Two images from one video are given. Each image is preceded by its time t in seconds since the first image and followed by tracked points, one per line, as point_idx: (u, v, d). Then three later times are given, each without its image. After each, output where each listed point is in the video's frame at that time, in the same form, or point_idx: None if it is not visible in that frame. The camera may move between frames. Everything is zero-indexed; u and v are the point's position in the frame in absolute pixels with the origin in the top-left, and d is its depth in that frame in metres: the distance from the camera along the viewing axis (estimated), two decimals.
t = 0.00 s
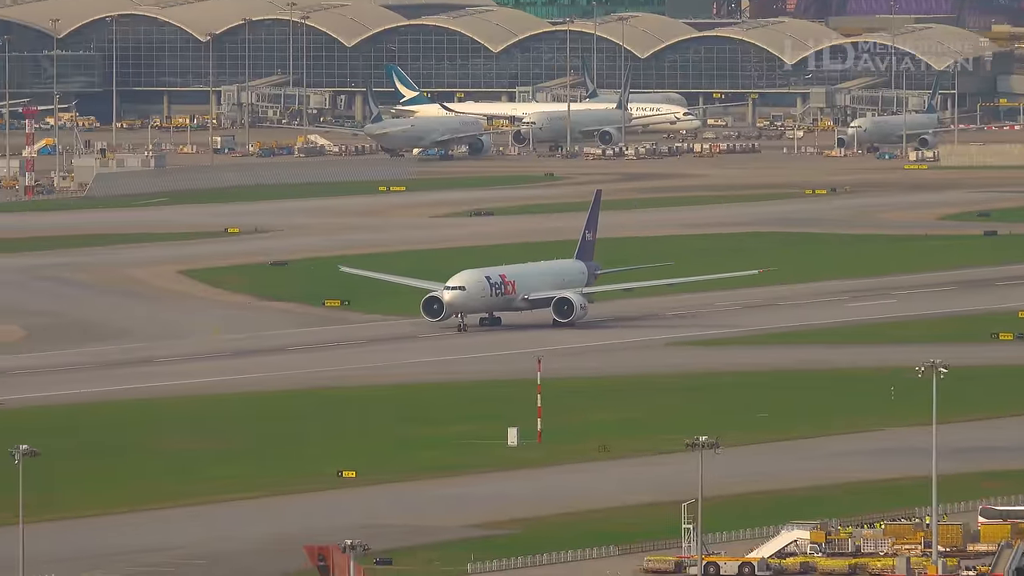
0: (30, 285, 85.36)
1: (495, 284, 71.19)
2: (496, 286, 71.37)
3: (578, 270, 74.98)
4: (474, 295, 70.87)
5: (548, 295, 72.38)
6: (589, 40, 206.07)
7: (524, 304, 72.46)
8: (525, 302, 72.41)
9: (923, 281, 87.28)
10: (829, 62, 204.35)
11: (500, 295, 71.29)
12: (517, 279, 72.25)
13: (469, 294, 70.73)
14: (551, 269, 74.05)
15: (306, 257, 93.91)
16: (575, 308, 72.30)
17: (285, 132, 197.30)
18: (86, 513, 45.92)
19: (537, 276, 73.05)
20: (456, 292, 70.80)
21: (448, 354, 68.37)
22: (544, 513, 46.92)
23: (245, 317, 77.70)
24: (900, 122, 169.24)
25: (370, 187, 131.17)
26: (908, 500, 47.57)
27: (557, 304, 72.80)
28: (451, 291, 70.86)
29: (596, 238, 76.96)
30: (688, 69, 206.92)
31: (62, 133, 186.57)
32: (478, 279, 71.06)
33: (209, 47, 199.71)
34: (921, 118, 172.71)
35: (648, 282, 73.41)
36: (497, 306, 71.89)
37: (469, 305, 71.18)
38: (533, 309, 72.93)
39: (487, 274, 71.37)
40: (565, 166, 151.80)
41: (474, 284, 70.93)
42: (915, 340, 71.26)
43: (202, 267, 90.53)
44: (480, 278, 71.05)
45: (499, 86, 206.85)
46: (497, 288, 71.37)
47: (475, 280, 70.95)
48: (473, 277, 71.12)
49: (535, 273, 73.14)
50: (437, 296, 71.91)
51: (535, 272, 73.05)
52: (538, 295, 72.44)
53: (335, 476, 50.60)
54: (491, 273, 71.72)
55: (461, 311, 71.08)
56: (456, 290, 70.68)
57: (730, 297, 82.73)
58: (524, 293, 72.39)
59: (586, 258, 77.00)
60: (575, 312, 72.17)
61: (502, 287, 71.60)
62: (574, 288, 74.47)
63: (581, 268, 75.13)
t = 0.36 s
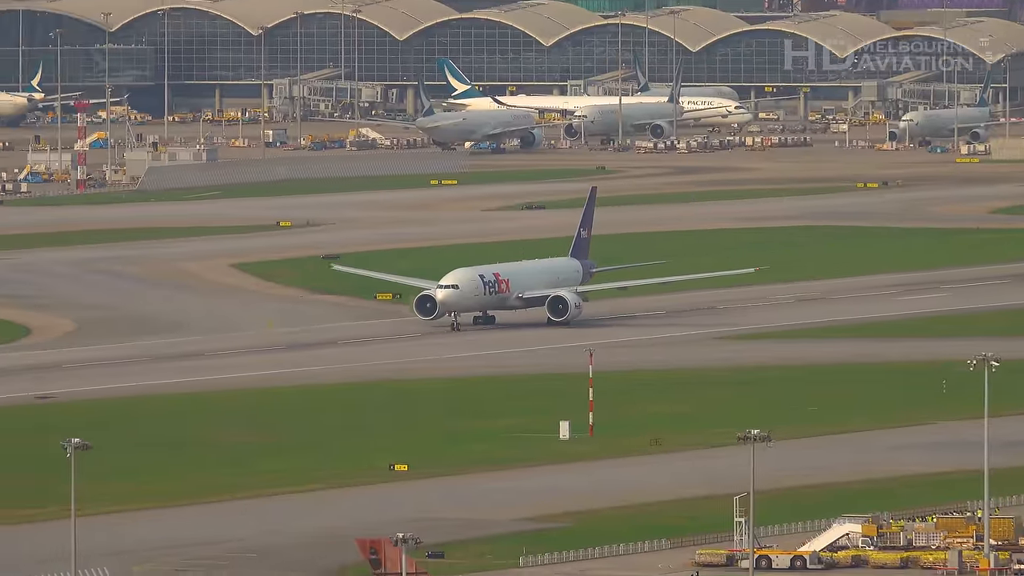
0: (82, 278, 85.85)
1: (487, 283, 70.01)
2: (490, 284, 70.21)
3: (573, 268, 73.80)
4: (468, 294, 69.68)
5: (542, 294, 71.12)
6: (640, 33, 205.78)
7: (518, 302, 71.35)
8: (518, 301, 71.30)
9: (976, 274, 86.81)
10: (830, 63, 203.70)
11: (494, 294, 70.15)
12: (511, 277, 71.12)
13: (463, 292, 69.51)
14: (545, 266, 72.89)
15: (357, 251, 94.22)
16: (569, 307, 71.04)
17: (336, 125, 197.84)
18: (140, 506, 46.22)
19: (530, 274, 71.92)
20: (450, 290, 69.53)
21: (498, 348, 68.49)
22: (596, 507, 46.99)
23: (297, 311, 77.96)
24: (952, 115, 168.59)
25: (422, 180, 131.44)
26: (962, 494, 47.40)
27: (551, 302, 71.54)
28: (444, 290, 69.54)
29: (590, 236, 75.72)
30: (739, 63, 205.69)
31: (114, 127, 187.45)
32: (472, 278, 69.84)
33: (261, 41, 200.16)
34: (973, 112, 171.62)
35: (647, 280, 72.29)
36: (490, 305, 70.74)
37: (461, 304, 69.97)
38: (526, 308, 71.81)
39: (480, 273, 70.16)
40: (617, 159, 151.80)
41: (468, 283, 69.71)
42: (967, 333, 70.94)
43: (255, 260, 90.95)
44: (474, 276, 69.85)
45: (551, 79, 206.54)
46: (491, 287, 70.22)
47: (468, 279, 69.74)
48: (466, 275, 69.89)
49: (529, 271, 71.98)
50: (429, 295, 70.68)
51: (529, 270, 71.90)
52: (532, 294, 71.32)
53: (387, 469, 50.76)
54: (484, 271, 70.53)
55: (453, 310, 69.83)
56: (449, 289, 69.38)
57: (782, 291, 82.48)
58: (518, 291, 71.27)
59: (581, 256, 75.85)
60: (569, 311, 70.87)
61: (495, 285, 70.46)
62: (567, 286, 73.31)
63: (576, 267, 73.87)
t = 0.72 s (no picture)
0: (139, 272, 86.38)
1: (482, 281, 69.11)
2: (485, 283, 69.31)
3: (570, 266, 72.81)
4: (463, 293, 68.81)
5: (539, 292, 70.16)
6: (696, 26, 203.97)
7: (515, 302, 70.36)
8: (514, 300, 70.32)
9: None
10: (829, 63, 203.56)
11: (489, 293, 69.26)
12: (507, 276, 70.16)
13: (457, 291, 68.67)
14: (543, 264, 71.88)
15: (412, 244, 94.42)
16: (568, 306, 70.56)
17: (392, 119, 198.18)
18: (198, 499, 46.57)
19: (527, 273, 70.92)
20: (444, 289, 68.74)
21: (552, 341, 68.58)
22: (653, 500, 47.04)
23: (353, 304, 78.24)
24: (1008, 109, 166.73)
25: (479, 174, 131.53)
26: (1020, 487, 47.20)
27: (548, 301, 70.89)
28: (439, 289, 68.74)
29: (587, 233, 74.74)
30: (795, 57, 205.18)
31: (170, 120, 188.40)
32: (467, 276, 68.98)
33: (317, 35, 200.54)
34: None
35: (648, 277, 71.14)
36: (486, 304, 69.82)
37: (457, 303, 69.11)
38: (523, 307, 70.84)
39: (475, 271, 69.26)
40: (672, 152, 151.51)
41: (462, 282, 68.86)
42: None
43: (310, 254, 91.32)
44: (469, 275, 68.97)
45: (607, 73, 205.32)
46: (486, 285, 69.33)
47: (464, 277, 68.88)
48: (461, 274, 69.04)
49: (526, 270, 71.00)
50: (424, 294, 69.78)
51: (526, 269, 70.92)
52: (528, 292, 70.36)
53: (443, 462, 50.93)
54: (480, 270, 69.63)
55: (449, 310, 68.96)
56: (444, 288, 68.55)
57: (838, 284, 82.19)
58: (514, 291, 70.28)
59: (579, 254, 74.88)
60: (567, 310, 70.42)
61: (491, 284, 69.53)
62: (564, 285, 72.32)
63: (573, 265, 72.81)
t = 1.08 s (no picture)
0: (200, 265, 86.91)
1: (482, 280, 68.07)
2: (484, 282, 68.26)
3: (569, 265, 71.75)
4: (462, 292, 67.74)
5: (539, 292, 69.07)
6: (758, 21, 203.10)
7: (514, 301, 69.31)
8: (514, 300, 69.24)
9: None
10: (828, 63, 204.49)
11: (488, 292, 68.22)
12: (506, 275, 69.10)
13: (457, 290, 67.62)
14: (542, 263, 70.84)
15: (472, 238, 94.67)
16: (567, 305, 69.25)
17: (454, 112, 198.82)
18: (262, 493, 46.83)
19: (527, 272, 69.84)
20: (443, 288, 67.66)
21: (608, 335, 68.56)
22: (713, 493, 47.03)
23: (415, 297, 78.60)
24: None
25: (538, 168, 131.46)
26: None
27: (547, 300, 69.72)
28: (438, 287, 67.68)
29: (587, 233, 73.69)
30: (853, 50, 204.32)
31: (232, 113, 189.26)
32: (466, 275, 67.91)
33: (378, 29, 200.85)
34: None
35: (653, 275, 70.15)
36: (485, 304, 68.77)
37: (455, 302, 68.05)
38: (523, 306, 69.75)
39: (475, 270, 68.21)
40: (733, 146, 151.11)
41: (461, 281, 67.79)
42: None
43: (371, 247, 91.68)
44: (468, 274, 67.93)
45: (667, 67, 204.79)
46: (485, 284, 68.27)
47: (462, 276, 67.82)
48: (460, 272, 67.97)
49: (526, 269, 69.94)
50: (422, 293, 68.71)
51: (526, 268, 69.88)
52: (528, 292, 69.27)
53: (504, 456, 51.05)
54: (479, 269, 68.56)
55: (448, 309, 67.90)
56: (442, 287, 67.51)
57: (899, 278, 81.96)
58: (513, 290, 69.20)
59: (579, 253, 73.91)
60: (567, 309, 69.21)
61: (490, 283, 68.47)
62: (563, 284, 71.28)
63: (572, 264, 71.82)
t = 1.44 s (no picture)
0: (266, 259, 87.48)
1: (485, 279, 67.44)
2: (486, 281, 67.64)
3: (573, 263, 71.07)
4: (464, 291, 67.14)
5: (542, 291, 68.45)
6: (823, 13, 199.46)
7: (516, 300, 68.69)
8: (516, 298, 68.62)
9: None
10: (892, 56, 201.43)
11: (491, 291, 67.63)
12: (508, 273, 68.45)
13: (459, 289, 66.99)
14: (545, 262, 70.13)
15: (538, 232, 94.87)
16: (569, 304, 68.38)
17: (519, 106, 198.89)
18: (330, 486, 47.18)
19: (529, 271, 69.18)
20: (445, 288, 67.05)
21: (677, 328, 68.66)
22: (778, 487, 47.08)
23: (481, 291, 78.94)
24: None
25: (605, 161, 131.45)
26: None
27: (550, 299, 68.94)
28: (440, 286, 67.05)
29: (592, 231, 72.90)
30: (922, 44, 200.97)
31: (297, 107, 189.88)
32: (468, 274, 67.29)
33: (443, 23, 200.66)
34: None
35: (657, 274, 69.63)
36: (487, 302, 68.15)
37: (457, 301, 67.42)
38: (525, 304, 69.13)
39: (477, 268, 67.58)
40: (799, 139, 150.41)
41: (464, 280, 67.18)
42: None
43: (437, 240, 92.01)
44: (470, 272, 67.30)
45: (733, 60, 202.44)
46: (488, 284, 67.66)
47: (465, 275, 67.19)
48: (462, 271, 67.34)
49: (528, 267, 69.31)
50: (424, 292, 68.13)
51: (529, 266, 69.24)
52: (530, 291, 68.62)
53: (570, 449, 51.24)
54: (481, 267, 67.93)
55: (450, 308, 67.29)
56: (445, 286, 66.87)
57: (967, 271, 81.56)
58: (517, 288, 68.62)
59: (583, 252, 72.90)
60: (570, 308, 68.44)
61: (492, 282, 67.84)
62: (565, 282, 70.60)
63: (576, 262, 71.13)
